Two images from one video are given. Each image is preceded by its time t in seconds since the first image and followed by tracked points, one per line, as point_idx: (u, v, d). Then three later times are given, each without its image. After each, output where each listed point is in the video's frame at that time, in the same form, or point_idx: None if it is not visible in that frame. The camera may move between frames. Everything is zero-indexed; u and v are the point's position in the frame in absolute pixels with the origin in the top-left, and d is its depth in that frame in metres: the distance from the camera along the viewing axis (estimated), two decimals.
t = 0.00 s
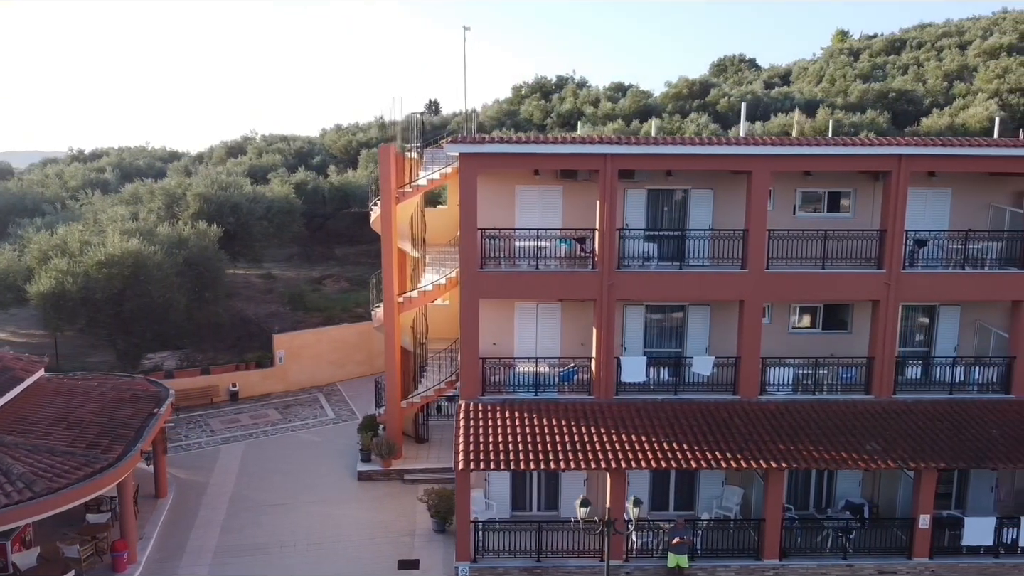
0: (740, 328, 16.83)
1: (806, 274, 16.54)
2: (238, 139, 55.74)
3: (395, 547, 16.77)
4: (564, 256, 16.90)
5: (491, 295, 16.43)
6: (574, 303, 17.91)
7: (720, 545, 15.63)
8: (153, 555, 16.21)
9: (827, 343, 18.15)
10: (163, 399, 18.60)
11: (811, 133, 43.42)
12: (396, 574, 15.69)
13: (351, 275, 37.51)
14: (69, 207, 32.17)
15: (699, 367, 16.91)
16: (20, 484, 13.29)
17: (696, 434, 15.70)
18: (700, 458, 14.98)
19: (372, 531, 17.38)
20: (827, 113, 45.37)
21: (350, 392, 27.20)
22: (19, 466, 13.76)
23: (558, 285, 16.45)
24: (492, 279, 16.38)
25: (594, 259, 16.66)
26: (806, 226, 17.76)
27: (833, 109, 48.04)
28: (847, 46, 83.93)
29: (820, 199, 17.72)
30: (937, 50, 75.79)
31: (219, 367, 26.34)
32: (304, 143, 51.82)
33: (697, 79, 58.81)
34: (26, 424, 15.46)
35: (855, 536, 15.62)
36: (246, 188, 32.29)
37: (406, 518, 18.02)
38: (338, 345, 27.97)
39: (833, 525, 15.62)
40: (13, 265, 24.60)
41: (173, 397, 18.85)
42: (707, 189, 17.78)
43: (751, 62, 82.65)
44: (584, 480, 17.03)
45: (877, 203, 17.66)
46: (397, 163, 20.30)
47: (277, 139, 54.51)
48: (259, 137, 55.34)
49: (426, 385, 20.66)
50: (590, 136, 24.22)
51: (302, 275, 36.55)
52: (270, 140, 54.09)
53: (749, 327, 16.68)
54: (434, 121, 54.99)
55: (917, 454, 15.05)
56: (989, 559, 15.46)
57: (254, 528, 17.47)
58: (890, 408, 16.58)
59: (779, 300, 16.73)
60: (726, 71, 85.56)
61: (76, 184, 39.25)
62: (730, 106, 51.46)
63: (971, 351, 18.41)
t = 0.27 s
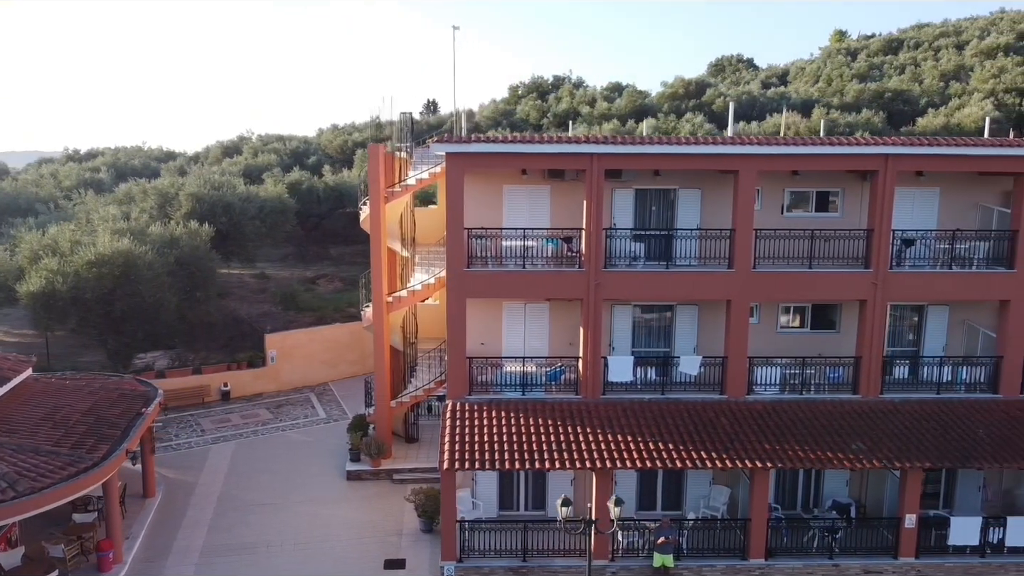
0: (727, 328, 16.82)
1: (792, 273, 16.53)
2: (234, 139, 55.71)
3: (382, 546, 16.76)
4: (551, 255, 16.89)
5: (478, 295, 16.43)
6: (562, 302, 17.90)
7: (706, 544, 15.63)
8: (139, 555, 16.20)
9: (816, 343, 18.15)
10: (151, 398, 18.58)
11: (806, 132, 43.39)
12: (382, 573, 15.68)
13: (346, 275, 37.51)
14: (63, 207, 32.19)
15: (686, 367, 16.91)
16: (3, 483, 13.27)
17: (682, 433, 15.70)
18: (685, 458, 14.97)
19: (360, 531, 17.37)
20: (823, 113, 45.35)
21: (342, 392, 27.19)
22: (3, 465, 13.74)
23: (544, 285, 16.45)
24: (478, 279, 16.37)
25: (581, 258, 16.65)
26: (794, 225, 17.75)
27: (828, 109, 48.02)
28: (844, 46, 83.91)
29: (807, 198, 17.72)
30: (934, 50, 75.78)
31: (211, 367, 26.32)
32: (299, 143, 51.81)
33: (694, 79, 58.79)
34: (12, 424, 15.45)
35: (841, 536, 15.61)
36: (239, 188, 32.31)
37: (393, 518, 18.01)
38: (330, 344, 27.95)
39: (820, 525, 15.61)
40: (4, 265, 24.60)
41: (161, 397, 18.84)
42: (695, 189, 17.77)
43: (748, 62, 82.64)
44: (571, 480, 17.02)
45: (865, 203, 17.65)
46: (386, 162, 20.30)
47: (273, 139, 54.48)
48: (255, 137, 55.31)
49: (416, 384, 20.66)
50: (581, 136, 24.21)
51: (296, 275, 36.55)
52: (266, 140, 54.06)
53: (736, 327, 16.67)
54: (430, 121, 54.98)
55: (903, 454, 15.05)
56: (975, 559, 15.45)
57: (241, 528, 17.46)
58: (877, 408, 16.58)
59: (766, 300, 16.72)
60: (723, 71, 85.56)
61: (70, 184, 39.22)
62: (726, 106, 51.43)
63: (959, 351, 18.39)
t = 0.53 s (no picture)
0: (714, 327, 16.82)
1: (779, 273, 16.53)
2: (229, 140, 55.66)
3: (369, 546, 16.75)
4: (538, 255, 16.89)
5: (464, 294, 16.43)
6: (549, 302, 17.89)
7: (692, 544, 15.62)
8: (126, 554, 16.18)
9: (804, 343, 18.14)
10: (140, 398, 18.55)
11: (801, 132, 43.36)
12: (368, 573, 15.67)
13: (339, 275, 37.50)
14: (56, 206, 32.22)
15: (673, 366, 16.92)
16: None
17: (669, 433, 15.71)
18: (671, 458, 14.96)
19: (347, 530, 17.35)
20: (818, 113, 45.33)
21: (333, 392, 27.17)
22: None
23: (531, 284, 16.46)
24: (464, 278, 16.37)
25: (568, 258, 16.65)
26: (782, 225, 17.75)
27: (824, 109, 47.99)
28: (842, 46, 83.90)
29: (795, 198, 17.72)
30: (931, 50, 75.75)
31: (202, 367, 26.31)
32: (295, 143, 51.78)
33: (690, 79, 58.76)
34: None
35: (827, 536, 15.59)
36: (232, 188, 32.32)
37: (381, 518, 18.00)
38: (322, 344, 27.94)
39: (806, 525, 15.60)
40: None
41: (150, 396, 18.83)
42: (683, 188, 17.76)
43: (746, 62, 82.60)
44: (558, 479, 17.00)
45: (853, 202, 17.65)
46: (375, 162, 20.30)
47: (269, 139, 54.45)
48: (251, 138, 55.28)
49: (405, 384, 20.66)
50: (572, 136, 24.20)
51: (290, 275, 36.54)
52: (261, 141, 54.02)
53: (723, 326, 16.67)
54: (426, 121, 54.98)
55: (889, 453, 15.05)
56: (961, 559, 15.45)
57: (228, 528, 17.44)
58: (863, 407, 16.58)
59: (752, 299, 16.72)
60: (721, 71, 85.55)
61: (64, 184, 39.19)
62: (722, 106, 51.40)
63: (947, 350, 18.38)
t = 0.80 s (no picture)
0: (701, 327, 16.82)
1: (765, 273, 16.52)
2: (225, 139, 55.62)
3: (356, 545, 16.75)
4: (525, 254, 16.88)
5: (450, 294, 16.42)
6: (537, 302, 17.88)
7: (678, 543, 15.61)
8: (111, 554, 16.17)
9: (791, 343, 18.13)
10: (128, 397, 18.53)
11: (796, 132, 43.35)
12: (354, 573, 15.67)
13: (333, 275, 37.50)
14: (49, 206, 32.22)
15: (660, 366, 16.91)
16: None
17: (654, 432, 15.71)
18: (656, 457, 14.95)
19: (334, 530, 17.36)
20: (813, 113, 45.33)
21: (325, 391, 27.16)
22: None
23: (517, 284, 16.45)
24: (450, 278, 16.36)
25: (554, 258, 16.64)
26: (769, 225, 17.75)
27: (819, 108, 47.99)
28: (840, 46, 83.93)
29: (782, 197, 17.72)
30: (929, 50, 75.76)
31: (194, 366, 26.30)
32: (291, 143, 51.78)
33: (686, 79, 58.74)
34: None
35: (813, 535, 15.58)
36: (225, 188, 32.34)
37: (368, 517, 18.00)
38: (314, 344, 27.94)
39: (792, 524, 15.59)
40: None
41: (138, 396, 18.81)
42: (670, 188, 17.74)
43: (744, 62, 82.59)
44: (545, 479, 16.99)
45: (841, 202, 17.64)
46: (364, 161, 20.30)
47: (265, 138, 54.43)
48: (247, 137, 55.26)
49: (394, 384, 20.66)
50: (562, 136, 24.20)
51: (284, 275, 36.54)
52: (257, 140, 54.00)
53: (710, 326, 16.66)
54: (422, 121, 54.97)
55: (874, 453, 15.05)
56: (947, 559, 15.45)
57: (215, 527, 17.44)
58: (850, 407, 16.57)
59: (739, 299, 16.72)
60: (719, 71, 85.55)
61: (58, 184, 39.17)
62: (718, 106, 51.38)
63: (935, 350, 18.37)
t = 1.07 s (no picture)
0: (687, 326, 16.81)
1: (752, 273, 16.51)
2: (221, 139, 55.57)
3: (342, 545, 16.76)
4: (512, 254, 16.88)
5: (436, 294, 16.41)
6: (524, 301, 17.87)
7: (663, 543, 15.60)
8: (97, 554, 16.17)
9: (779, 342, 18.14)
10: (116, 397, 18.50)
11: (791, 132, 43.35)
12: (339, 573, 15.67)
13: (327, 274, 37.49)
14: (42, 206, 32.21)
15: (646, 366, 16.91)
16: None
17: (640, 432, 15.70)
18: (641, 457, 14.93)
19: (321, 530, 17.35)
20: (808, 113, 45.35)
21: (317, 391, 27.16)
22: None
23: (503, 284, 16.44)
24: (437, 277, 16.35)
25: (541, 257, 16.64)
26: (756, 224, 17.75)
27: (814, 108, 47.99)
28: (837, 46, 83.94)
29: (769, 197, 17.71)
30: (926, 50, 75.78)
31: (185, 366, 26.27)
32: (287, 143, 51.77)
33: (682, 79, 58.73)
34: None
35: (799, 535, 15.58)
36: (218, 188, 32.35)
37: (356, 517, 18.00)
38: (306, 344, 27.94)
39: (777, 524, 15.58)
40: None
41: (126, 395, 18.78)
42: (658, 187, 17.73)
43: (741, 62, 82.57)
44: (532, 479, 16.98)
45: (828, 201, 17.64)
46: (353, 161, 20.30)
47: (261, 138, 54.40)
48: (243, 137, 55.24)
49: (383, 383, 20.65)
50: (553, 135, 24.19)
51: (277, 275, 36.53)
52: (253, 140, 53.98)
53: (697, 326, 16.66)
54: (418, 121, 54.97)
55: (858, 452, 15.04)
56: (932, 558, 15.46)
57: (202, 527, 17.44)
58: (836, 407, 16.58)
59: (725, 298, 16.71)
60: (716, 71, 85.53)
61: (52, 184, 39.14)
62: (713, 106, 51.38)
63: (923, 350, 18.37)
